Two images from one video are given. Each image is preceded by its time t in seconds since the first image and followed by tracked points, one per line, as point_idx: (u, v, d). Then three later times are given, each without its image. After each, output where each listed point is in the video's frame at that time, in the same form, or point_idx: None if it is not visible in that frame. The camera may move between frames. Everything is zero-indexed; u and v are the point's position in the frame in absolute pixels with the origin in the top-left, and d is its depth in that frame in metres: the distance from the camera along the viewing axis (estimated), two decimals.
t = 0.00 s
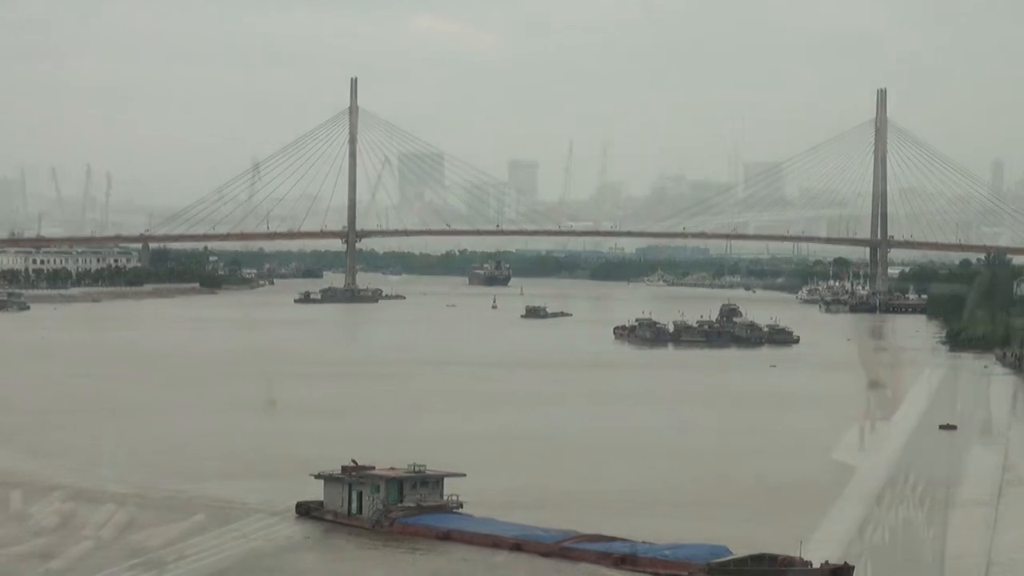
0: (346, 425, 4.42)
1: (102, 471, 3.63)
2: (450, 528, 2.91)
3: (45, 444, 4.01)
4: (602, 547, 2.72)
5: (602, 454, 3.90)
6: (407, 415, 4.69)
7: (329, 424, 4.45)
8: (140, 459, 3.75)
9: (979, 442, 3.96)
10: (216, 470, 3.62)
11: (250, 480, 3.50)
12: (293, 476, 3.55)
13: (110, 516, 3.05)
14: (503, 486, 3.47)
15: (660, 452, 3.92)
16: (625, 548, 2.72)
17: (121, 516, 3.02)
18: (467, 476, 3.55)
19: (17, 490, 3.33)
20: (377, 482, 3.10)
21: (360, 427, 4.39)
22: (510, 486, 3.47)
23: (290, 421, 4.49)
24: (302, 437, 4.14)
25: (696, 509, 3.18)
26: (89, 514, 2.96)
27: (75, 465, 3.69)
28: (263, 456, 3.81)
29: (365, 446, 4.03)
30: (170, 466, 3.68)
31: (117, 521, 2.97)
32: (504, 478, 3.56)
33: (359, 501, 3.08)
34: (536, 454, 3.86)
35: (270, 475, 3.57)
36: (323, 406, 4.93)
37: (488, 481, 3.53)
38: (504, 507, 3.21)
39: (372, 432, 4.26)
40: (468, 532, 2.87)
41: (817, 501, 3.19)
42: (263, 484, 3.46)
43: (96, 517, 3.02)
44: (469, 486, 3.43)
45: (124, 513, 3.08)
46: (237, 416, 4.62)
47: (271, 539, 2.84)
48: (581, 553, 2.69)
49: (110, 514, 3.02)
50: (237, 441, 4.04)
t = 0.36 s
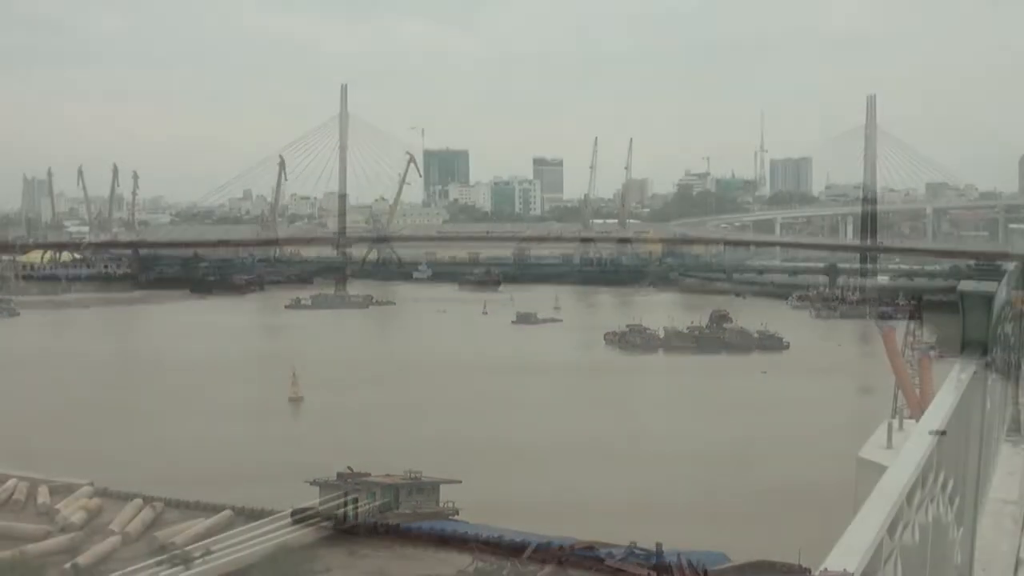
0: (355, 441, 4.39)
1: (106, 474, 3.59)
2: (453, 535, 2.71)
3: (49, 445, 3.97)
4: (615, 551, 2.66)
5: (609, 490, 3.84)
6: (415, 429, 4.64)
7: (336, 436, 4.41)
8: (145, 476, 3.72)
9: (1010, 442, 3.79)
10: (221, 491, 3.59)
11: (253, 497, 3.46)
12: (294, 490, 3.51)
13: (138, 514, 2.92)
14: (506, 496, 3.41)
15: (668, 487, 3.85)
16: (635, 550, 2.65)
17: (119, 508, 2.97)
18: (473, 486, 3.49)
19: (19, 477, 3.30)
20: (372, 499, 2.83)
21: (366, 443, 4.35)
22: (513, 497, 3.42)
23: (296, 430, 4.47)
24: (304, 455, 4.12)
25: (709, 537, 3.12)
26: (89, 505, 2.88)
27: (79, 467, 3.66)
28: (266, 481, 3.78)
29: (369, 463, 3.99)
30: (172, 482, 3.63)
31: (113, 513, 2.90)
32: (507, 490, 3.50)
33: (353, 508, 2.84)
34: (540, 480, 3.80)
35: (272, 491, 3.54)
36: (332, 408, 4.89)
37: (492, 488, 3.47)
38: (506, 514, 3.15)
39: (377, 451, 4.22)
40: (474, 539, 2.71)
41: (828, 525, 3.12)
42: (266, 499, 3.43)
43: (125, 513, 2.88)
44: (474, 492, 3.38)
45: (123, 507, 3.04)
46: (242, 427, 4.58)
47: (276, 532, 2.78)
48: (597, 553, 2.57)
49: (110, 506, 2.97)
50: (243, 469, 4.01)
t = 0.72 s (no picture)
0: (383, 407, 4.32)
1: (131, 448, 3.57)
2: (484, 533, 2.62)
3: (77, 419, 3.97)
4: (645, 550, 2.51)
5: (641, 444, 3.71)
6: (445, 397, 4.56)
7: (363, 406, 4.35)
8: (169, 441, 3.68)
9: None
10: (243, 452, 3.53)
11: (277, 461, 3.40)
12: (318, 459, 3.45)
13: (171, 506, 2.76)
14: (533, 475, 3.30)
15: (701, 444, 3.71)
16: (666, 544, 2.50)
17: (140, 493, 2.93)
18: (500, 466, 3.39)
19: (43, 462, 3.28)
20: (405, 496, 2.89)
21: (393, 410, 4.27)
22: (539, 475, 3.30)
23: (320, 403, 4.40)
24: (327, 421, 4.04)
25: (742, 509, 2.96)
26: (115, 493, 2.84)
27: (105, 442, 3.64)
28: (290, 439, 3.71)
29: (397, 429, 3.91)
30: (196, 447, 3.59)
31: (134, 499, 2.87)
32: (534, 467, 3.39)
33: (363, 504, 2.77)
34: (571, 445, 3.69)
35: (294, 457, 3.47)
36: (360, 385, 4.83)
37: (520, 468, 3.37)
38: (531, 499, 3.04)
39: (406, 417, 4.14)
40: (503, 535, 2.59)
41: (866, 512, 2.95)
42: (288, 466, 3.36)
43: (157, 508, 2.71)
44: (498, 477, 3.27)
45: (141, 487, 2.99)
46: (271, 396, 4.54)
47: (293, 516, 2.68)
48: (628, 550, 2.41)
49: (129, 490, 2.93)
50: (268, 424, 3.96)
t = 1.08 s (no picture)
0: (408, 404, 4.32)
1: (158, 444, 3.59)
2: (508, 531, 2.60)
3: (106, 416, 4.00)
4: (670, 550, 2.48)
5: (666, 442, 3.68)
6: (471, 394, 4.56)
7: (388, 403, 4.35)
8: (195, 437, 3.70)
9: None
10: (265, 449, 3.53)
11: (303, 459, 3.41)
12: (342, 455, 3.46)
13: (196, 502, 2.77)
14: (557, 472, 3.28)
15: (727, 442, 3.68)
16: (692, 543, 2.46)
17: (166, 490, 2.94)
18: (525, 464, 3.38)
19: (71, 459, 3.31)
20: (429, 495, 2.90)
21: (418, 407, 4.27)
22: (564, 472, 3.28)
23: (346, 400, 4.40)
24: (352, 418, 4.05)
25: (769, 508, 2.92)
26: (141, 488, 2.86)
27: (133, 438, 3.66)
28: (316, 437, 3.72)
29: (422, 426, 3.91)
30: (222, 443, 3.61)
31: (158, 493, 2.86)
32: (559, 465, 3.37)
33: (386, 500, 2.76)
34: (596, 442, 3.67)
35: (319, 453, 3.48)
36: (386, 382, 4.83)
37: (545, 466, 3.36)
38: (555, 497, 3.02)
39: (431, 414, 4.14)
40: (528, 534, 2.57)
41: (894, 510, 2.89)
42: (312, 462, 3.37)
43: (182, 503, 2.72)
44: (523, 475, 3.25)
45: (167, 483, 3.00)
46: (297, 393, 4.55)
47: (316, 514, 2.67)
48: (652, 549, 2.39)
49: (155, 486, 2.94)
50: (294, 421, 3.97)
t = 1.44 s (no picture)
0: (430, 403, 4.32)
1: (181, 443, 3.61)
2: (530, 530, 2.59)
3: (130, 414, 4.03)
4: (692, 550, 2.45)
5: (688, 442, 3.66)
6: (492, 393, 4.55)
7: (409, 402, 4.36)
8: (217, 436, 3.72)
9: None
10: (285, 448, 3.54)
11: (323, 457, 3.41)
12: (361, 454, 3.47)
13: (219, 498, 2.78)
14: (577, 472, 3.26)
15: (749, 442, 3.65)
16: (714, 544, 2.44)
17: (189, 487, 2.96)
18: (545, 464, 3.37)
19: (95, 456, 3.33)
20: (451, 493, 2.88)
21: (439, 406, 4.27)
22: (584, 472, 3.26)
23: (367, 399, 4.42)
24: (374, 417, 4.06)
25: (790, 508, 2.89)
26: (164, 485, 2.87)
27: (155, 436, 3.68)
28: (337, 435, 3.73)
29: (443, 425, 3.91)
30: (244, 442, 3.63)
31: (180, 491, 2.88)
32: (579, 465, 3.35)
33: (407, 498, 2.75)
34: (617, 442, 3.65)
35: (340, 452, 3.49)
36: (407, 381, 4.84)
37: (565, 466, 3.34)
38: (574, 497, 3.00)
39: (451, 413, 4.14)
40: (549, 533, 2.56)
41: (920, 512, 2.84)
42: (332, 461, 3.38)
43: (206, 500, 2.74)
44: (543, 474, 3.24)
45: (191, 479, 3.02)
46: (319, 391, 4.57)
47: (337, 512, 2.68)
48: (673, 549, 2.38)
49: (178, 483, 2.96)
50: (316, 420, 3.98)
